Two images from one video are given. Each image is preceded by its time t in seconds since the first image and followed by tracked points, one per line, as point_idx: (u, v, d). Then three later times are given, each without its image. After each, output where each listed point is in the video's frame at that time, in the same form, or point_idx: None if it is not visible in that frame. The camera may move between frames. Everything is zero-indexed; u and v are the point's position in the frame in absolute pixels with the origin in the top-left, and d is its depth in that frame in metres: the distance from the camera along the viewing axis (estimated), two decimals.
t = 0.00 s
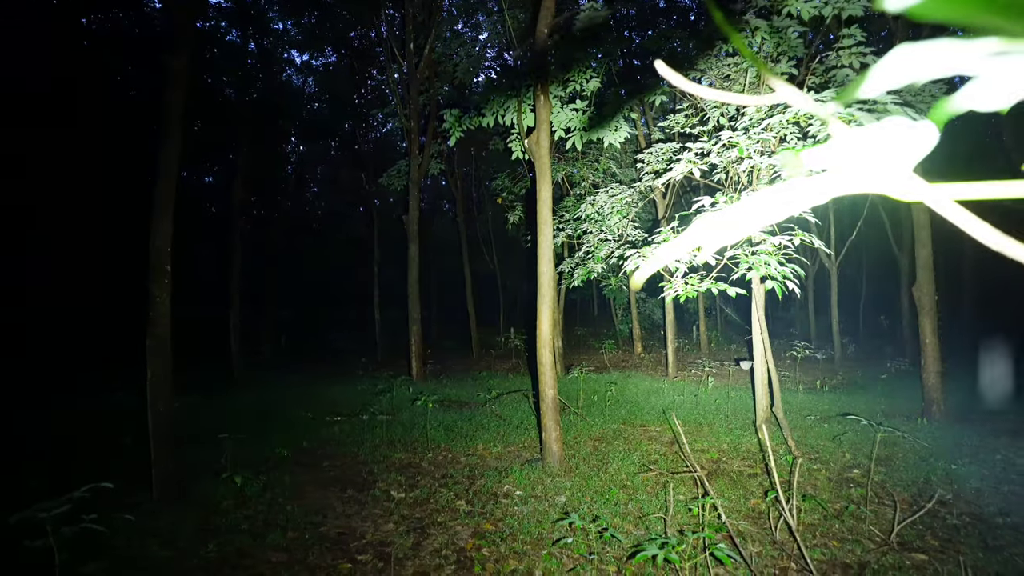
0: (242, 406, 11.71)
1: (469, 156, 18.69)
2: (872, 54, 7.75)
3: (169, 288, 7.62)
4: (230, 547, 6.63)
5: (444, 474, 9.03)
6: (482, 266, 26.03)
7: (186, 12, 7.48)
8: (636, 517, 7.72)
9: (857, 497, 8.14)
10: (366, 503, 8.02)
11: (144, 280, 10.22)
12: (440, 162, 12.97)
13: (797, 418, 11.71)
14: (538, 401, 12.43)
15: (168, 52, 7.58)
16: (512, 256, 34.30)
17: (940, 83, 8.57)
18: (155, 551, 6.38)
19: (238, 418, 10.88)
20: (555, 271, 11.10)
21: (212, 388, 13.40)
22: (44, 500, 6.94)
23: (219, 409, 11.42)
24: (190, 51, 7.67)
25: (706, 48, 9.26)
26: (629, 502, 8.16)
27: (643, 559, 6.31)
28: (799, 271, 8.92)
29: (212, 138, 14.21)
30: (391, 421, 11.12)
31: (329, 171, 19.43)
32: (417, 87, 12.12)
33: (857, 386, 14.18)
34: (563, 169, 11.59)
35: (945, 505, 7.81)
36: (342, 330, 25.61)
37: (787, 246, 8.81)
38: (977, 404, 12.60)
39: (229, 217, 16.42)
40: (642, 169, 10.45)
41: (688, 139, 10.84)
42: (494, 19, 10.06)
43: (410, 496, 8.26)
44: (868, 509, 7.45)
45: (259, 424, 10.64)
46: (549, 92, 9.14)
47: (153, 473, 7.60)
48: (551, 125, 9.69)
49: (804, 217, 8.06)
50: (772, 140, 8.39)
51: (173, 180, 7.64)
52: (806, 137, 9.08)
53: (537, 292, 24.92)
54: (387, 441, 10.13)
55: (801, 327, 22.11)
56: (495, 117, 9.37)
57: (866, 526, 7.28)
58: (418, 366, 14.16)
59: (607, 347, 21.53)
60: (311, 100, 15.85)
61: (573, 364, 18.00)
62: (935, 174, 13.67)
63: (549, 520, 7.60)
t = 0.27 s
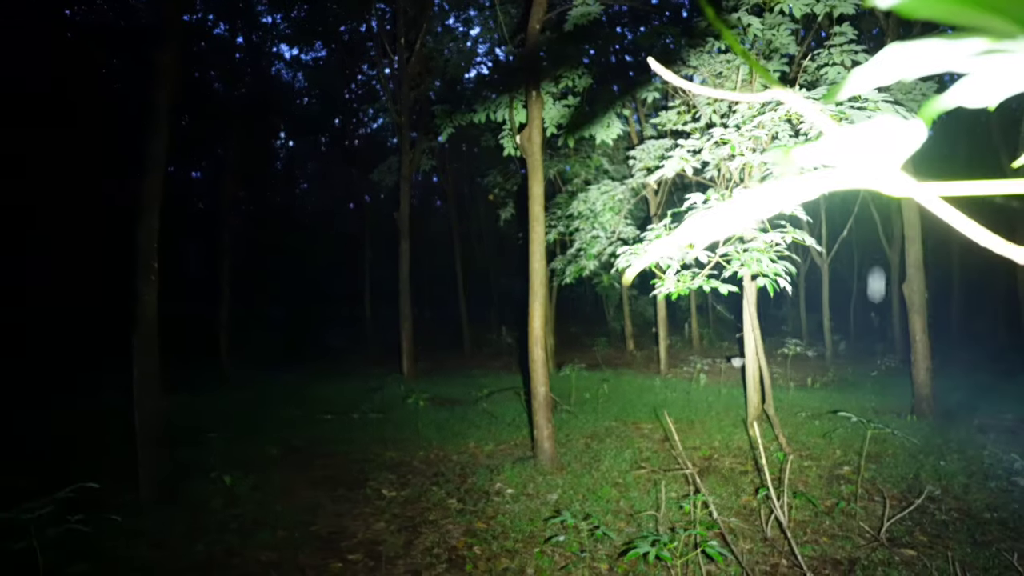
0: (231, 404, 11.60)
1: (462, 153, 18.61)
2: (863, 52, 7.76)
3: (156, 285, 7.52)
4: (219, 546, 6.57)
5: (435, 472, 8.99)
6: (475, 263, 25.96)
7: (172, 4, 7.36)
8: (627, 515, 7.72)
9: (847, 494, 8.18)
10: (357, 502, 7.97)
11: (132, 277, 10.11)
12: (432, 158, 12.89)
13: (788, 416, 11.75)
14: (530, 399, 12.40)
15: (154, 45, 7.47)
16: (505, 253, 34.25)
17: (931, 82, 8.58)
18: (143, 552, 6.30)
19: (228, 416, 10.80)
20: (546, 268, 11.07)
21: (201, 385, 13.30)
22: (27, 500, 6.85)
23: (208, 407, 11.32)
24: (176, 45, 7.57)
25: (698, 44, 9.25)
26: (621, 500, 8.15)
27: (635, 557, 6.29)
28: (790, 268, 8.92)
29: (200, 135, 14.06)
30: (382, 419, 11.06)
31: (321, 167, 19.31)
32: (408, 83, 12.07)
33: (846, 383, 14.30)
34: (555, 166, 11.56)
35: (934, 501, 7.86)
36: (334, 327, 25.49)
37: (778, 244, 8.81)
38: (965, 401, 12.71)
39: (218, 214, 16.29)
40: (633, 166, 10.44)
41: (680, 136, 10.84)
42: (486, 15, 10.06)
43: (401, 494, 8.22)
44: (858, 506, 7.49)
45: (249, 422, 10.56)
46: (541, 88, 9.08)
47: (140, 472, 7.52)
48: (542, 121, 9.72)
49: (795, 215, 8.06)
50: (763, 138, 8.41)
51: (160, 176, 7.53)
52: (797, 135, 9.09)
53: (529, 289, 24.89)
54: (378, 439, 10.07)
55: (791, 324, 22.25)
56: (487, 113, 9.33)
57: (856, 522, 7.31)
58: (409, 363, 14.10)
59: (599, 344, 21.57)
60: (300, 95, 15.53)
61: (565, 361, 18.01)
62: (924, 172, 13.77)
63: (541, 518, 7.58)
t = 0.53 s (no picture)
0: (228, 402, 11.56)
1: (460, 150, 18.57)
2: (861, 49, 7.72)
3: (151, 283, 7.48)
4: (217, 545, 6.55)
5: (433, 470, 8.97)
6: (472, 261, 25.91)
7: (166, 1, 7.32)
8: (626, 513, 7.72)
9: (846, 491, 8.19)
10: (355, 500, 7.96)
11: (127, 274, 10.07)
12: (429, 155, 12.86)
13: (785, 414, 11.75)
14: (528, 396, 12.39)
15: (149, 41, 7.43)
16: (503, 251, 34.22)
17: (929, 79, 8.57)
18: (140, 550, 6.27)
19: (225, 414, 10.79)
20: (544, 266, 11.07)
21: (197, 383, 13.28)
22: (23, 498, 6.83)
23: (205, 405, 11.30)
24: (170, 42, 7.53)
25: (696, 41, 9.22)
26: (619, 497, 8.15)
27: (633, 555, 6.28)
28: (788, 266, 8.90)
29: (196, 132, 14.02)
30: (380, 417, 11.04)
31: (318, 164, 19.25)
32: (405, 80, 12.04)
33: (843, 380, 14.32)
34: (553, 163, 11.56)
35: (931, 498, 7.88)
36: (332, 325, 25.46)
37: (777, 241, 8.80)
38: (963, 398, 12.75)
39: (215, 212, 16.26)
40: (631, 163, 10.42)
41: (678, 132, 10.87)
42: (484, 11, 10.03)
43: (399, 492, 8.20)
44: (857, 504, 7.49)
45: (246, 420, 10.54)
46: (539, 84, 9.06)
47: (137, 470, 7.51)
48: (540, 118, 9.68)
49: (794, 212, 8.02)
50: (761, 135, 8.39)
51: (155, 173, 7.50)
52: (795, 132, 9.07)
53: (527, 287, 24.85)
54: (376, 437, 10.06)
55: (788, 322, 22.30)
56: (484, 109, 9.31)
57: (854, 520, 7.32)
58: (407, 361, 14.09)
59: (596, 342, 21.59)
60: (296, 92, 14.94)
61: (563, 359, 17.99)
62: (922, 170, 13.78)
63: (539, 516, 7.58)
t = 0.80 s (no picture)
0: (244, 398, 11.75)
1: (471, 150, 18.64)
2: (875, 45, 7.68)
3: (168, 281, 7.62)
4: (234, 538, 6.67)
5: (445, 466, 9.04)
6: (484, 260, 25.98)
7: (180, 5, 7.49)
8: (638, 510, 7.73)
9: (860, 491, 8.12)
10: (368, 495, 8.05)
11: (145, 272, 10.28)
12: (441, 154, 12.97)
13: (800, 412, 11.68)
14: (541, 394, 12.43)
15: (164, 45, 7.61)
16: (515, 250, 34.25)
17: (945, 74, 8.46)
18: (159, 543, 6.41)
19: (241, 410, 10.97)
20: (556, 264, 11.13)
21: (214, 380, 13.50)
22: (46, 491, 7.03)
23: (222, 401, 11.49)
24: (185, 45, 7.70)
25: (707, 38, 9.19)
26: (632, 495, 8.16)
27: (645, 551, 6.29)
28: (802, 264, 8.86)
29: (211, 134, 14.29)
30: (393, 413, 11.13)
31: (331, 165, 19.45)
32: (416, 80, 12.15)
33: (857, 379, 14.20)
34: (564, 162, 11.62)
35: (949, 499, 7.78)
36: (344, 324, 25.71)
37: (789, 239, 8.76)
38: (981, 397, 12.56)
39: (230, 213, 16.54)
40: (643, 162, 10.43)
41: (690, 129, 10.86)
42: (494, 11, 10.09)
43: (412, 488, 8.28)
44: (871, 503, 7.43)
45: (262, 416, 10.70)
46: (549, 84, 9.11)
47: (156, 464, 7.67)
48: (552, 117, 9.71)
49: (807, 209, 7.97)
50: (773, 133, 8.36)
51: (172, 173, 7.64)
52: (808, 129, 9.03)
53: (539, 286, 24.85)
54: (389, 433, 10.15)
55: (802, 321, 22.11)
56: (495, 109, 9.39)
57: (868, 519, 7.27)
58: (420, 359, 14.20)
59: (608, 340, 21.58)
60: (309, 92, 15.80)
61: (576, 357, 18.00)
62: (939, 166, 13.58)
63: (551, 513, 7.62)
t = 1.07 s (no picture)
0: (277, 392, 11.94)
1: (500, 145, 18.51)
2: (927, 29, 7.37)
3: (204, 277, 7.75)
4: (267, 531, 6.73)
5: (474, 463, 8.98)
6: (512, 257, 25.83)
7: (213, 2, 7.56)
8: (671, 511, 7.52)
9: (907, 496, 7.74)
10: (398, 491, 8.05)
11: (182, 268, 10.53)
12: (469, 149, 12.93)
13: (841, 412, 11.26)
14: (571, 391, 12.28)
15: (196, 43, 7.71)
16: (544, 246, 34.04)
17: (1003, 59, 7.96)
18: (194, 533, 6.51)
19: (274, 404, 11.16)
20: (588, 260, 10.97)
21: (249, 374, 13.77)
22: (87, 481, 7.25)
23: (255, 396, 11.68)
24: (217, 43, 7.78)
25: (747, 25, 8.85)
26: (665, 496, 7.96)
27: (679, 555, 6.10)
28: (845, 259, 8.49)
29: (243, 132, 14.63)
30: (423, 409, 11.15)
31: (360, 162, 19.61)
32: (444, 74, 12.14)
33: (902, 379, 13.60)
34: (595, 155, 11.44)
35: (1006, 507, 7.33)
36: (373, 319, 25.98)
37: (832, 233, 8.38)
38: None
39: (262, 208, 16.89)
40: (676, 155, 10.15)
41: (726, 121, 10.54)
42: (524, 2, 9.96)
43: (442, 485, 8.25)
44: (919, 509, 7.07)
45: (295, 410, 10.87)
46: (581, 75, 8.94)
47: (192, 457, 7.82)
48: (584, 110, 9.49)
49: (851, 202, 7.60)
50: (816, 122, 7.98)
51: (207, 170, 7.76)
52: (852, 119, 8.66)
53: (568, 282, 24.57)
54: (419, 430, 10.14)
55: (842, 320, 21.34)
56: (526, 102, 9.26)
57: (917, 526, 6.92)
58: (449, 354, 14.20)
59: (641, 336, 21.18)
60: (340, 88, 15.99)
61: (607, 354, 17.74)
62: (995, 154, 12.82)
63: (582, 512, 7.47)
